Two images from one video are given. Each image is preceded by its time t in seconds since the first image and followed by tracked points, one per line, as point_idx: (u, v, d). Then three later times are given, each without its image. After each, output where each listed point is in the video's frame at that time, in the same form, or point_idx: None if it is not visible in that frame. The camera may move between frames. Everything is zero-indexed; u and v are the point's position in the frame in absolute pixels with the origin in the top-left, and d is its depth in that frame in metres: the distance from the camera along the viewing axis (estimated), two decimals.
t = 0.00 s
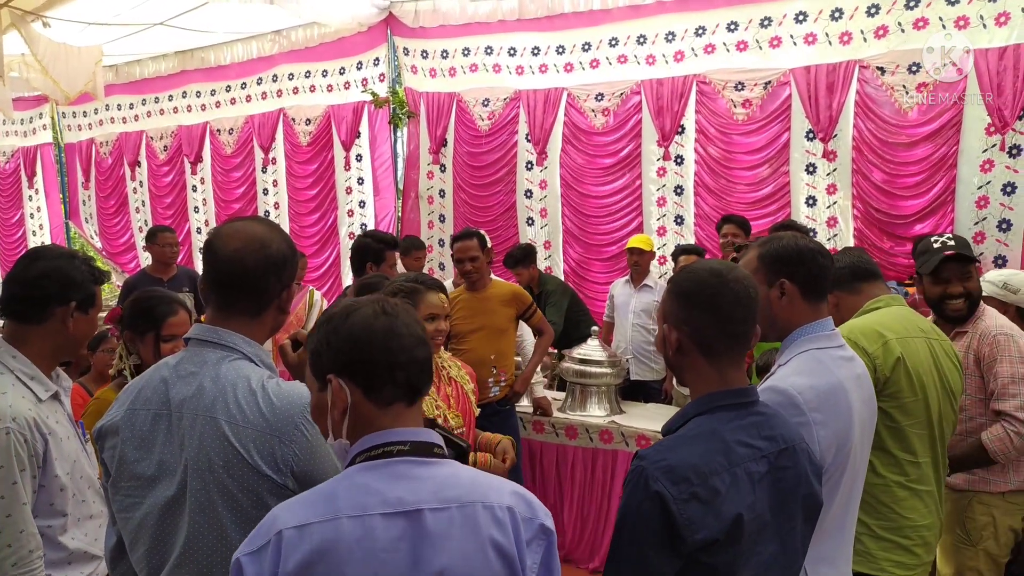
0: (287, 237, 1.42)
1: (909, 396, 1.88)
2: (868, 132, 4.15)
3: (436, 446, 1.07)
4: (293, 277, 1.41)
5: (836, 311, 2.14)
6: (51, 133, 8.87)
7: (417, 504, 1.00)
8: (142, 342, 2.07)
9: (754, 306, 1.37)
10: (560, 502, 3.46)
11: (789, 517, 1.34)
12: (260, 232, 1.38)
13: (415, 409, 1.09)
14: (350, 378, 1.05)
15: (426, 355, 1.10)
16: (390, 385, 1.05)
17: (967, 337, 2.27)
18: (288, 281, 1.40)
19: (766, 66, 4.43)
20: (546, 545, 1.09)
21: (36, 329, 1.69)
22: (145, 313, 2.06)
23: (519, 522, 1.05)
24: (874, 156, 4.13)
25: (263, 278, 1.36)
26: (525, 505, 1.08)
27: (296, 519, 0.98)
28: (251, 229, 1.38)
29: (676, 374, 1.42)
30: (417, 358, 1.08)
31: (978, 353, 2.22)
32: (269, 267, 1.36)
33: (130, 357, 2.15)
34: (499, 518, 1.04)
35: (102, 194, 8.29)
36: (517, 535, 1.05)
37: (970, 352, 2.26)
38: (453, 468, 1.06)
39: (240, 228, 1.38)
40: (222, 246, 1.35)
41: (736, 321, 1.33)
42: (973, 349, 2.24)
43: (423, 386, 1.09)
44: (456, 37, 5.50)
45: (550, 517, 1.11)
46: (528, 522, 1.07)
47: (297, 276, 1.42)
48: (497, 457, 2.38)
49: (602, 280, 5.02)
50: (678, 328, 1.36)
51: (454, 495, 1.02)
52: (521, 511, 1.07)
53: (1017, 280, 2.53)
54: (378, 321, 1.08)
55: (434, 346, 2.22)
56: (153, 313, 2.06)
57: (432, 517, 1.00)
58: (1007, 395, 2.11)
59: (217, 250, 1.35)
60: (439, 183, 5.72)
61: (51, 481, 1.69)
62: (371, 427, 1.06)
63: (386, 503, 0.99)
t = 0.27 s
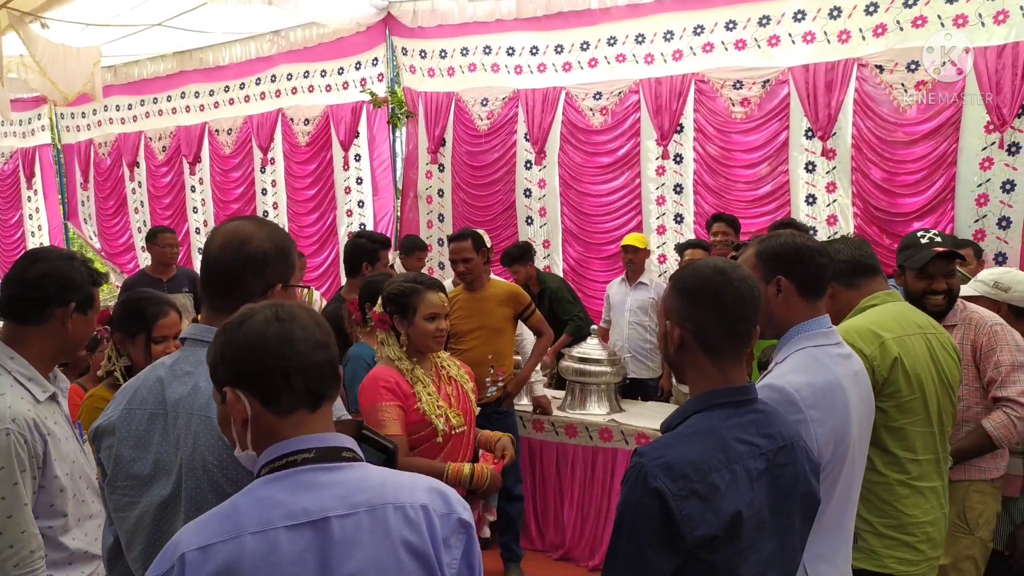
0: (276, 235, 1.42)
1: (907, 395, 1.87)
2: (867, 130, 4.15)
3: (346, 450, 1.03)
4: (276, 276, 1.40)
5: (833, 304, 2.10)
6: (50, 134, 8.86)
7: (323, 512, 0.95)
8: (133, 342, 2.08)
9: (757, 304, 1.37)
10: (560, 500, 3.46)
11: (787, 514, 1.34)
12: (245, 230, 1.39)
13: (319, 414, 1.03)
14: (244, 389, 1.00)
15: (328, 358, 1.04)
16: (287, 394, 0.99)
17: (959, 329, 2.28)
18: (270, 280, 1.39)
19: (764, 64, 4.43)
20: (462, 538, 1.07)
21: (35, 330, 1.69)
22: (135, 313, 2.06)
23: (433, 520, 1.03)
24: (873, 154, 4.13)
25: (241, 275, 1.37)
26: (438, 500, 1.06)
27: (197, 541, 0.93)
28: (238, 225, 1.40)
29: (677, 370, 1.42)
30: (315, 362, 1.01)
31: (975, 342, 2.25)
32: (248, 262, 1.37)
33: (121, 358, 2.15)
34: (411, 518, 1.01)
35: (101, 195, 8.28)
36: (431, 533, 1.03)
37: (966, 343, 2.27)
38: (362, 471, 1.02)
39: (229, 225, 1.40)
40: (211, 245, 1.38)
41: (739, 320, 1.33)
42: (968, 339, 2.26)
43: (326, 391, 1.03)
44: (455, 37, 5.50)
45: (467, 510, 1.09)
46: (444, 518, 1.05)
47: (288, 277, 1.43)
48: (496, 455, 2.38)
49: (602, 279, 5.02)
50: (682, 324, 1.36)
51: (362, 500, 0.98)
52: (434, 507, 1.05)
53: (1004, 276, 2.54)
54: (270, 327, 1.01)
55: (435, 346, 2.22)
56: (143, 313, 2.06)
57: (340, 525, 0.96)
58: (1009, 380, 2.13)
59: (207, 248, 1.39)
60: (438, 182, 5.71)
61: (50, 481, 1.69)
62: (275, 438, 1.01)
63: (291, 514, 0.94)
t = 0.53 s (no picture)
0: (262, 234, 1.44)
1: (911, 400, 1.88)
2: (868, 130, 4.15)
3: (290, 448, 1.00)
4: (257, 275, 1.41)
5: (834, 297, 2.05)
6: (52, 132, 8.86)
7: (262, 512, 0.93)
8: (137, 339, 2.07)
9: (759, 305, 1.37)
10: (561, 500, 3.46)
11: (789, 515, 1.34)
12: (230, 229, 1.43)
13: (253, 415, 0.97)
14: (173, 391, 0.98)
15: (253, 357, 0.97)
16: (207, 394, 0.96)
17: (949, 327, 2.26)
18: (251, 279, 1.41)
19: (766, 64, 4.42)
20: (415, 532, 1.03)
21: (33, 326, 1.69)
22: (140, 313, 2.05)
23: (379, 515, 0.99)
24: (875, 155, 4.13)
25: (221, 272, 1.40)
26: (385, 495, 1.02)
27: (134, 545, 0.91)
28: (229, 224, 1.44)
29: (678, 370, 1.43)
30: (234, 363, 0.96)
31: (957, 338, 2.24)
32: (229, 259, 1.40)
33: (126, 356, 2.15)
34: (355, 514, 0.98)
35: (102, 193, 8.29)
36: (378, 529, 0.99)
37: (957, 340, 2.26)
38: (306, 467, 0.99)
39: (220, 226, 1.45)
40: (202, 246, 1.44)
41: (740, 320, 1.33)
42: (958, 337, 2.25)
43: (255, 391, 0.97)
44: (456, 36, 5.50)
45: (417, 504, 1.04)
46: (390, 512, 1.01)
47: (276, 277, 1.43)
48: (495, 453, 2.38)
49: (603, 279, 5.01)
50: (683, 324, 1.36)
51: (303, 497, 0.95)
52: (382, 503, 1.01)
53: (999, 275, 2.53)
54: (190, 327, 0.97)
55: (436, 346, 2.22)
56: (148, 314, 2.05)
57: (280, 523, 0.93)
58: (997, 375, 2.12)
59: (200, 250, 1.45)
60: (440, 181, 5.72)
61: (54, 467, 1.69)
62: (212, 439, 0.98)
63: (228, 515, 0.92)
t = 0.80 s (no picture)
0: (252, 219, 1.43)
1: (913, 391, 1.87)
2: (872, 122, 4.13)
3: (288, 438, 0.99)
4: (245, 261, 1.40)
5: (834, 287, 2.04)
6: (52, 119, 8.83)
7: (256, 507, 0.92)
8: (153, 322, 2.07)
9: (762, 295, 1.37)
10: (561, 488, 3.47)
11: (790, 504, 1.34)
12: (218, 216, 1.43)
13: (236, 406, 0.97)
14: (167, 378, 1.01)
15: (226, 348, 0.96)
16: (188, 385, 0.97)
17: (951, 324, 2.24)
18: (239, 265, 1.40)
19: (770, 54, 4.40)
20: (416, 523, 1.00)
21: (34, 310, 1.69)
22: (157, 296, 2.06)
23: (377, 507, 0.97)
24: (878, 146, 4.11)
25: (209, 259, 1.40)
26: (385, 486, 1.00)
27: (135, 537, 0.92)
28: (221, 210, 1.44)
29: (680, 359, 1.42)
30: (207, 354, 0.96)
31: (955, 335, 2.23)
32: (217, 245, 1.40)
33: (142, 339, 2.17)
34: (352, 507, 0.96)
35: (103, 180, 8.27)
36: (376, 521, 0.97)
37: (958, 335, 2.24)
38: (303, 459, 0.97)
39: (209, 213, 1.45)
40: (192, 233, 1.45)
41: (743, 309, 1.33)
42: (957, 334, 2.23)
43: (232, 383, 0.97)
44: (459, 24, 5.47)
45: (417, 495, 1.02)
46: (389, 504, 0.99)
47: (266, 263, 1.42)
48: (496, 441, 2.38)
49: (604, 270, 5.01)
50: (686, 313, 1.36)
51: (298, 491, 0.94)
52: (382, 494, 0.99)
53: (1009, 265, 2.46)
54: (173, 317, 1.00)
55: (437, 335, 2.22)
56: (165, 298, 2.07)
57: (275, 516, 0.93)
58: (997, 373, 2.12)
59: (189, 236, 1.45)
60: (441, 170, 5.71)
61: (57, 445, 1.70)
62: (210, 429, 0.99)
63: (223, 509, 0.92)
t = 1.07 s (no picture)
0: (250, 209, 1.41)
1: (910, 381, 1.87)
2: (873, 114, 4.12)
3: (320, 433, 0.97)
4: (244, 251, 1.38)
5: (831, 281, 2.03)
6: (51, 108, 8.80)
7: (285, 502, 0.91)
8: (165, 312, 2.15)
9: (763, 288, 1.36)
10: (561, 480, 3.48)
11: (791, 498, 1.34)
12: (215, 206, 1.40)
13: (275, 398, 0.97)
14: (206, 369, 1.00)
15: (269, 338, 0.96)
16: (227, 375, 0.97)
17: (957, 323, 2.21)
18: (238, 255, 1.38)
19: (772, 45, 4.38)
20: (444, 525, 0.97)
21: (43, 301, 1.67)
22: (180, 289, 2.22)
23: (405, 507, 0.95)
24: (880, 138, 4.09)
25: (207, 250, 1.38)
26: (415, 485, 0.97)
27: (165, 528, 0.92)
28: (217, 200, 1.42)
29: (682, 351, 1.42)
30: (250, 343, 0.96)
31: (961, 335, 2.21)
32: (214, 236, 1.37)
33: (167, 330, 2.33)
34: (380, 506, 0.93)
35: (102, 171, 8.25)
36: (404, 521, 0.94)
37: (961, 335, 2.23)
38: (332, 455, 0.95)
39: (206, 203, 1.42)
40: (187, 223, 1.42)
41: (745, 301, 1.32)
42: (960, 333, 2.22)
43: (271, 374, 0.96)
44: (459, 14, 5.44)
45: (448, 496, 0.99)
46: (418, 504, 0.96)
47: (264, 253, 1.40)
48: (496, 433, 2.38)
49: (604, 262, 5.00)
50: (688, 305, 1.35)
51: (327, 488, 0.92)
52: (411, 494, 0.96)
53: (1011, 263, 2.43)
54: (214, 306, 0.99)
55: (436, 327, 2.22)
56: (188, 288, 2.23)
57: (302, 512, 0.91)
58: (1003, 373, 2.10)
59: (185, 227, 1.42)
60: (441, 162, 5.69)
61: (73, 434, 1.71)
62: (247, 421, 0.99)
63: (252, 503, 0.91)
